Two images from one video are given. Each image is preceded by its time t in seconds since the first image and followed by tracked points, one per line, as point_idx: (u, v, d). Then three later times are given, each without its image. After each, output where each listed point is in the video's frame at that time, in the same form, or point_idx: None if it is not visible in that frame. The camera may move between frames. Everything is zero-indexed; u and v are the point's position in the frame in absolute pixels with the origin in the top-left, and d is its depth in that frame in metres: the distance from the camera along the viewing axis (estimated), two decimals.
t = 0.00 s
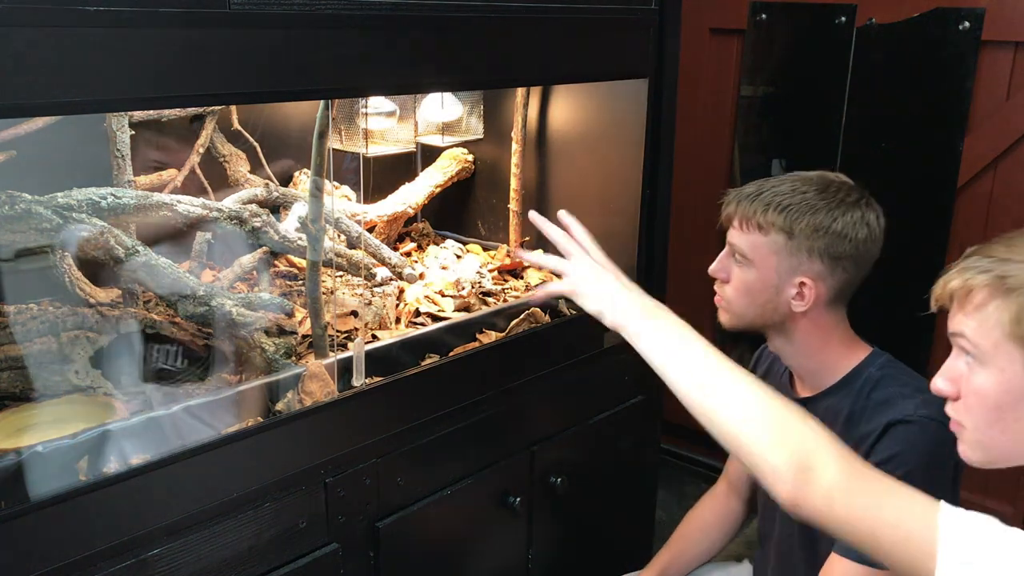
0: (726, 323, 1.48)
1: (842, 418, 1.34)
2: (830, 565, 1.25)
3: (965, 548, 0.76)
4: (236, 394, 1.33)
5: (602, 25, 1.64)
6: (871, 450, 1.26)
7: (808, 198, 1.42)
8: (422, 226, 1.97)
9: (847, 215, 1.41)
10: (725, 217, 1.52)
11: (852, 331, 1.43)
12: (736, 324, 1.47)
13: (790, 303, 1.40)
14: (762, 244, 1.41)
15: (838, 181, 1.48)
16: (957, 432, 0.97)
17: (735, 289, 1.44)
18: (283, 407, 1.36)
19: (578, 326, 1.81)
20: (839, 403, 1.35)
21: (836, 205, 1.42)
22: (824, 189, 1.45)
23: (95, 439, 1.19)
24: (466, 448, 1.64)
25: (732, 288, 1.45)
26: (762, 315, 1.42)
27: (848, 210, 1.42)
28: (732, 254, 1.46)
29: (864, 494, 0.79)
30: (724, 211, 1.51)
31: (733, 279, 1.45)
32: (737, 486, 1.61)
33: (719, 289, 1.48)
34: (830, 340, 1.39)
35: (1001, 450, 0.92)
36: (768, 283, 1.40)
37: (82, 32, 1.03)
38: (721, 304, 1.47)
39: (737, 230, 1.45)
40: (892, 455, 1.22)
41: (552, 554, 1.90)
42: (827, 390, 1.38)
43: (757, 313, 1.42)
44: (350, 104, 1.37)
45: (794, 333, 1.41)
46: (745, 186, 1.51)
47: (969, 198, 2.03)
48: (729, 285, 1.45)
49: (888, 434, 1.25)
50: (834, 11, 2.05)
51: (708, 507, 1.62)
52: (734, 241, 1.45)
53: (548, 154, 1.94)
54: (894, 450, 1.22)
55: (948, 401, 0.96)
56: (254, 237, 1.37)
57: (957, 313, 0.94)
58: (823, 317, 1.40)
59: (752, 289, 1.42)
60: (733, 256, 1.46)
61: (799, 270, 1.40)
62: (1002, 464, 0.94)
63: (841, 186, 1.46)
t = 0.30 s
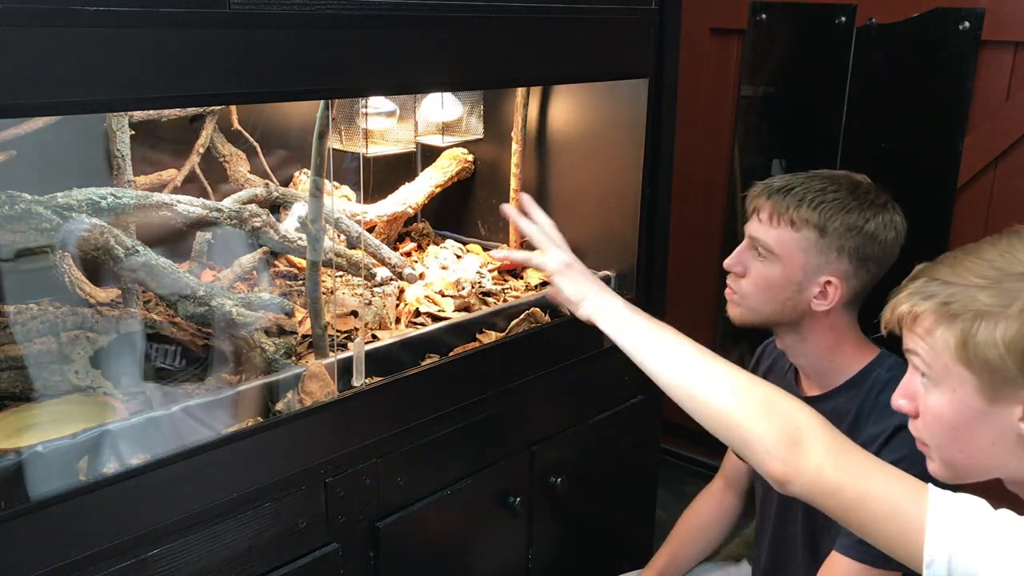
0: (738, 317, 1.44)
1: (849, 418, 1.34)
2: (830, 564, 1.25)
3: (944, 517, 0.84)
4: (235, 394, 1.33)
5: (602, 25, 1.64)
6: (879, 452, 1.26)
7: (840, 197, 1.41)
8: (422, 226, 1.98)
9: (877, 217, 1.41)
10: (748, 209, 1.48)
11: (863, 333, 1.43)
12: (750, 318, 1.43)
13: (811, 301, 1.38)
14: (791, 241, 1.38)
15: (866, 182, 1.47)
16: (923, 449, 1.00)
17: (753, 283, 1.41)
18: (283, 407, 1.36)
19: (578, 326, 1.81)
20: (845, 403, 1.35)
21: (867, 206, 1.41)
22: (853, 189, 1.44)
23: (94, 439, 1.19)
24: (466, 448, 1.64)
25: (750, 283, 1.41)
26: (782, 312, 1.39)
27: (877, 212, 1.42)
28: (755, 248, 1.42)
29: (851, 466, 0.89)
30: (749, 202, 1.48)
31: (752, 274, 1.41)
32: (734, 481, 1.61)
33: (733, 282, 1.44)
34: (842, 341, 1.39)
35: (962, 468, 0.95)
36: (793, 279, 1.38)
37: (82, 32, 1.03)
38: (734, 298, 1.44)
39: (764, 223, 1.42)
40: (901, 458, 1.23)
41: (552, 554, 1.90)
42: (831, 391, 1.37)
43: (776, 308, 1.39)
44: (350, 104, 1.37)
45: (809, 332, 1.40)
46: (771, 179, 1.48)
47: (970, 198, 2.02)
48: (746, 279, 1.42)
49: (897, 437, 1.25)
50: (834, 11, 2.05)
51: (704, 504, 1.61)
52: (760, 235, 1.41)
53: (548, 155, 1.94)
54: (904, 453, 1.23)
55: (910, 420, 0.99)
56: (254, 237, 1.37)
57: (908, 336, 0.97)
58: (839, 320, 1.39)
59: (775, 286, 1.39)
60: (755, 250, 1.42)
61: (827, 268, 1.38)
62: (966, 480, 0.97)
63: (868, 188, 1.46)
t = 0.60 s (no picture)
0: (741, 314, 1.46)
1: (851, 419, 1.34)
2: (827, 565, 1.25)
3: (929, 526, 0.84)
4: (235, 394, 1.33)
5: (602, 24, 1.64)
6: (880, 453, 1.26)
7: (854, 199, 1.41)
8: (422, 226, 1.97)
9: (889, 222, 1.41)
10: (761, 206, 1.49)
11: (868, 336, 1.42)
12: (753, 316, 1.45)
13: (817, 303, 1.38)
14: (802, 241, 1.39)
15: (880, 186, 1.47)
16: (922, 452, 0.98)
17: (760, 282, 1.42)
18: (283, 407, 1.36)
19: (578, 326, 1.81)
20: (846, 403, 1.35)
21: (880, 210, 1.41)
22: (868, 192, 1.44)
23: (95, 439, 1.19)
24: (465, 448, 1.64)
25: (756, 281, 1.43)
26: (786, 312, 1.40)
27: (890, 217, 1.42)
28: (764, 247, 1.43)
29: (832, 480, 0.88)
30: (761, 199, 1.48)
31: (759, 272, 1.43)
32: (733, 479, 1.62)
33: (739, 279, 1.46)
34: (846, 343, 1.39)
35: (963, 471, 0.93)
36: (801, 280, 1.39)
37: (83, 33, 1.03)
38: (740, 295, 1.46)
39: (776, 222, 1.42)
40: (902, 459, 1.23)
41: (552, 554, 1.90)
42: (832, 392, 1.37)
43: (781, 309, 1.40)
44: (351, 104, 1.36)
45: (813, 334, 1.40)
46: (785, 177, 1.48)
47: (970, 198, 2.02)
48: (753, 277, 1.43)
49: (896, 438, 1.25)
50: (834, 11, 2.05)
51: (703, 502, 1.62)
52: (771, 233, 1.42)
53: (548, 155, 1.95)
54: (902, 455, 1.23)
55: (908, 423, 0.97)
56: (254, 237, 1.37)
57: (907, 340, 0.97)
58: (844, 322, 1.39)
59: (783, 285, 1.40)
60: (764, 248, 1.43)
61: (835, 271, 1.38)
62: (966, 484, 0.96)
63: (883, 192, 1.45)
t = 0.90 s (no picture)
0: (745, 317, 1.46)
1: (853, 420, 1.34)
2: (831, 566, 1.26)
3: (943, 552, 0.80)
4: (236, 394, 1.33)
5: (602, 24, 1.64)
6: (883, 455, 1.27)
7: (857, 201, 1.41)
8: (422, 226, 1.98)
9: (893, 224, 1.41)
10: (763, 208, 1.49)
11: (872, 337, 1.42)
12: (757, 319, 1.45)
13: (821, 305, 1.38)
14: (806, 244, 1.39)
15: (883, 187, 1.47)
16: (937, 455, 0.98)
17: (763, 285, 1.42)
18: (283, 407, 1.36)
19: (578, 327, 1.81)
20: (851, 403, 1.35)
21: (884, 212, 1.41)
22: (871, 194, 1.44)
23: (96, 440, 1.19)
24: (465, 448, 1.64)
25: (760, 284, 1.43)
26: (790, 315, 1.40)
27: (894, 218, 1.42)
28: (768, 249, 1.43)
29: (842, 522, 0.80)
30: (764, 201, 1.48)
31: (761, 275, 1.43)
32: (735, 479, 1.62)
33: (742, 282, 1.46)
34: (850, 344, 1.38)
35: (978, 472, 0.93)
36: (805, 283, 1.39)
37: (82, 33, 1.03)
38: (743, 299, 1.46)
39: (779, 225, 1.42)
40: (905, 461, 1.23)
41: (552, 554, 1.90)
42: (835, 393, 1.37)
43: (785, 312, 1.40)
44: (351, 104, 1.36)
45: (817, 335, 1.39)
46: (788, 179, 1.48)
47: (970, 197, 2.02)
48: (756, 280, 1.43)
49: (900, 441, 1.26)
50: (834, 11, 2.05)
51: (704, 502, 1.61)
52: (774, 236, 1.42)
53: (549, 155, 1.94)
54: (908, 457, 1.23)
55: (921, 424, 0.97)
56: (254, 237, 1.38)
57: (919, 341, 0.95)
58: (848, 323, 1.39)
59: (787, 288, 1.40)
60: (767, 251, 1.43)
61: (839, 273, 1.38)
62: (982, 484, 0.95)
63: (886, 193, 1.45)
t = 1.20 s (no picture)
0: (747, 321, 1.46)
1: (853, 420, 1.34)
2: (831, 565, 1.27)
3: None
4: (237, 395, 1.33)
5: (602, 24, 1.64)
6: (883, 454, 1.27)
7: (856, 202, 1.41)
8: (422, 226, 1.98)
9: (892, 223, 1.41)
10: (762, 212, 1.48)
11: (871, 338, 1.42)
12: (757, 323, 1.44)
13: (824, 306, 1.38)
14: (807, 246, 1.39)
15: (880, 188, 1.48)
16: (947, 430, 1.04)
17: (765, 288, 1.42)
18: (283, 407, 1.37)
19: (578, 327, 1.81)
20: (849, 405, 1.35)
21: (883, 212, 1.42)
22: (868, 194, 1.44)
23: (96, 439, 1.19)
24: (465, 448, 1.64)
25: (761, 287, 1.42)
26: (792, 317, 1.39)
27: (893, 218, 1.42)
28: (768, 252, 1.42)
29: None
30: (762, 206, 1.48)
31: (762, 278, 1.42)
32: (735, 480, 1.62)
33: (742, 287, 1.46)
34: (852, 342, 1.38)
35: (987, 445, 0.99)
36: (807, 285, 1.38)
37: (83, 32, 1.03)
38: (745, 303, 1.45)
39: (780, 228, 1.41)
40: (905, 461, 1.24)
41: (552, 553, 1.90)
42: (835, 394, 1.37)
43: (788, 314, 1.39)
44: (351, 104, 1.36)
45: (819, 337, 1.39)
46: (785, 183, 1.48)
47: (970, 198, 2.02)
48: (757, 284, 1.43)
49: (899, 441, 1.26)
50: (834, 11, 2.05)
51: (703, 503, 1.61)
52: (775, 238, 1.41)
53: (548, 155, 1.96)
54: (906, 458, 1.24)
55: (936, 396, 1.04)
56: (255, 236, 1.37)
57: (944, 309, 1.03)
58: (848, 323, 1.38)
59: (789, 290, 1.39)
60: (768, 254, 1.43)
61: (841, 274, 1.38)
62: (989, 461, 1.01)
63: (882, 194, 1.46)
